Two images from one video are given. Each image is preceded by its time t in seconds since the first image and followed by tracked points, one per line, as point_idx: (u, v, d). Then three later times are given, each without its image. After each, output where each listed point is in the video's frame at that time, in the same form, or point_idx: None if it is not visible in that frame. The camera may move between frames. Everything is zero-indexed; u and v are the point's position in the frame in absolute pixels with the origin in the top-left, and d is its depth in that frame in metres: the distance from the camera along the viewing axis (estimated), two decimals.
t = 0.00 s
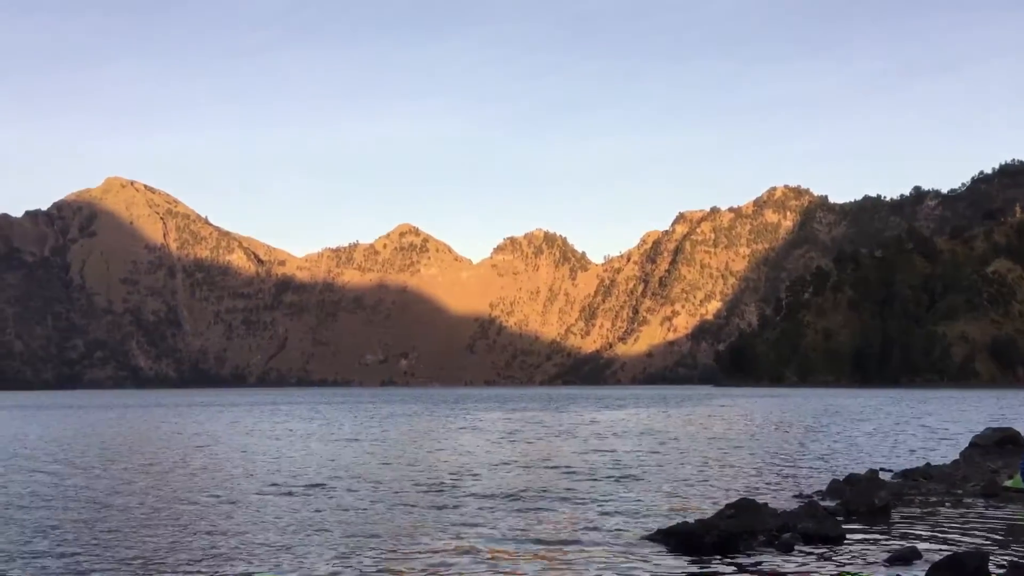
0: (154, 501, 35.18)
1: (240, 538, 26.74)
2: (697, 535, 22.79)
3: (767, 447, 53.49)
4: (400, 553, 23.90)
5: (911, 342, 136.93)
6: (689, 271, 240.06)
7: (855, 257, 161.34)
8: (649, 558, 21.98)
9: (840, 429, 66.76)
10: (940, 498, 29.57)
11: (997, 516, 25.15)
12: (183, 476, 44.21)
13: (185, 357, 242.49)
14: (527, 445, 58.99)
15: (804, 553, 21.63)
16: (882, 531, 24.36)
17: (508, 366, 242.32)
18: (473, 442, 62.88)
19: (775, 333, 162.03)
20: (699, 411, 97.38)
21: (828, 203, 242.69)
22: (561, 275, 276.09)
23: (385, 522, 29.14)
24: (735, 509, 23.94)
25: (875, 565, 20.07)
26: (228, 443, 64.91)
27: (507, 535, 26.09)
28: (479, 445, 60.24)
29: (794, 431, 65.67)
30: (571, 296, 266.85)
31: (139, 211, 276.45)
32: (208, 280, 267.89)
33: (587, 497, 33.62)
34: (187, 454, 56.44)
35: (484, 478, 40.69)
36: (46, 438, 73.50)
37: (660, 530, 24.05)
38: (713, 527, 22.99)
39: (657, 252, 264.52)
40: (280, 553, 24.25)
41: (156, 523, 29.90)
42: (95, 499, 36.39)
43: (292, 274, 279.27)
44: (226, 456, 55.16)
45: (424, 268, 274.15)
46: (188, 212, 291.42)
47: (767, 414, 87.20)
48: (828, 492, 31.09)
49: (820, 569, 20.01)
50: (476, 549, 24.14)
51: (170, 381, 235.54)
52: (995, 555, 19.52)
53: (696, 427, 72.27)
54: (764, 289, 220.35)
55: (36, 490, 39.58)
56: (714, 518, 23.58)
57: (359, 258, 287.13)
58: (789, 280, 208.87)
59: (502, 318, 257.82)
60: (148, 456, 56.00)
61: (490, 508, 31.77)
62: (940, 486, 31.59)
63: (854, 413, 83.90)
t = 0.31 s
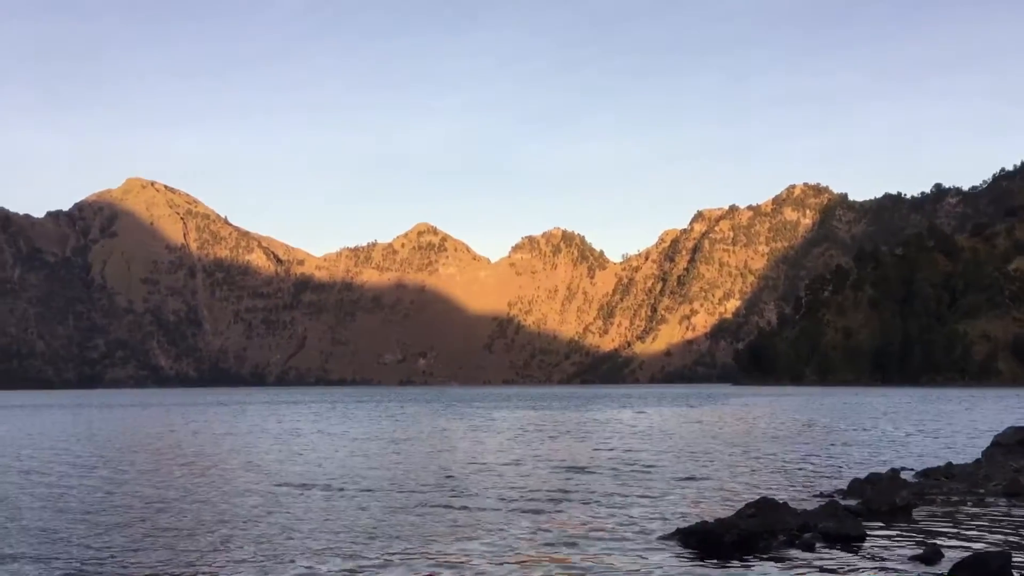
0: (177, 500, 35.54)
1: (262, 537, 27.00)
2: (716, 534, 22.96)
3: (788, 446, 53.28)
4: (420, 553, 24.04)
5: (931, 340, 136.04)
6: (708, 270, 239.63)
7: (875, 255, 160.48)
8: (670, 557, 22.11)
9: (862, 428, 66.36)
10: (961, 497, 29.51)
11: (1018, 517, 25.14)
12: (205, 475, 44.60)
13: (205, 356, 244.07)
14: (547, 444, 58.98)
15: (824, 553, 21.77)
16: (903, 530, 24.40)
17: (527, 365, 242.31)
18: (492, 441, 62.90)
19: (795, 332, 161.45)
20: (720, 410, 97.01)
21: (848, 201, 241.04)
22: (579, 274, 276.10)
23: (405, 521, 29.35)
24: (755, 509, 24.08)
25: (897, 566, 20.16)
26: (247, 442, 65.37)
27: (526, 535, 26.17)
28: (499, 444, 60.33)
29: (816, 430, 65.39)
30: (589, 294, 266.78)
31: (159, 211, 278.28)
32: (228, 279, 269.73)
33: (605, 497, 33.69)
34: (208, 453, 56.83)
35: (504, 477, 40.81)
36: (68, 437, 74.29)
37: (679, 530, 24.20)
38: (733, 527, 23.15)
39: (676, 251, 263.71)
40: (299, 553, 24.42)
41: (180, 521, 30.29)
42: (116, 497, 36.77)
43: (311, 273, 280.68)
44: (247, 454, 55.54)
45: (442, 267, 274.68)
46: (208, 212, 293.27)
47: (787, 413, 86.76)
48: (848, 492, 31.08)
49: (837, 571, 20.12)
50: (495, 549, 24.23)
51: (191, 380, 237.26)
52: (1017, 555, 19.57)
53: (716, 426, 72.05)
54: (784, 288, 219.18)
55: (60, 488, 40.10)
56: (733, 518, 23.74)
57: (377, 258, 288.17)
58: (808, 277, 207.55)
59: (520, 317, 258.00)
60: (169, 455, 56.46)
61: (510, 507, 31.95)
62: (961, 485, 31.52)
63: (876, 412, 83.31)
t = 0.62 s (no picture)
0: (196, 499, 35.77)
1: (280, 535, 27.16)
2: (735, 534, 22.98)
3: (807, 446, 53.08)
4: (437, 552, 24.10)
5: (950, 340, 135.26)
6: (725, 269, 239.17)
7: (894, 253, 159.63)
8: (689, 557, 22.11)
9: (881, 428, 65.99)
10: (982, 498, 29.33)
11: None
12: (223, 474, 44.88)
13: (224, 356, 245.44)
14: (564, 444, 58.97)
15: (844, 553, 21.76)
16: (924, 530, 24.29)
17: (543, 364, 242.34)
18: (508, 441, 62.91)
19: (813, 331, 160.87)
20: (739, 409, 96.72)
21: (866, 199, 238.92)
22: (596, 273, 276.04)
23: (423, 520, 29.43)
24: (774, 509, 24.13)
25: (918, 567, 20.13)
26: (266, 441, 65.71)
27: (543, 535, 26.18)
28: (515, 443, 60.37)
29: (834, 430, 65.08)
30: (606, 293, 266.55)
31: (178, 212, 279.67)
32: (246, 279, 271.10)
33: (622, 497, 33.61)
34: (226, 452, 57.17)
35: (521, 476, 40.87)
36: (90, 435, 74.96)
37: (698, 530, 24.19)
38: (752, 527, 23.15)
39: (693, 250, 262.98)
40: (315, 552, 24.54)
41: (200, 519, 30.54)
42: (134, 495, 37.01)
43: (328, 273, 281.67)
44: (264, 453, 55.81)
45: (459, 267, 275.02)
46: (226, 212, 294.66)
47: (805, 413, 86.34)
48: (867, 492, 30.98)
49: (859, 571, 20.08)
50: (513, 548, 24.28)
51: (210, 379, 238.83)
52: None
53: (734, 426, 71.89)
54: (802, 287, 218.07)
55: (80, 487, 40.46)
56: (753, 518, 23.75)
57: (395, 257, 288.96)
58: (827, 277, 206.56)
59: (537, 317, 258.18)
60: (187, 454, 56.73)
61: (527, 506, 31.97)
62: (982, 486, 31.31)
63: (896, 412, 82.80)
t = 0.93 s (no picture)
0: (215, 497, 35.90)
1: (300, 533, 27.23)
2: (754, 534, 22.86)
3: (827, 446, 52.68)
4: (449, 552, 23.98)
5: (972, 339, 134.10)
6: (744, 268, 238.48)
7: (915, 252, 158.50)
8: (708, 556, 22.01)
9: (901, 427, 65.53)
10: (1004, 499, 29.05)
11: None
12: (242, 472, 45.02)
13: (243, 354, 246.68)
14: (583, 443, 58.83)
15: (865, 554, 21.60)
16: (945, 531, 24.08)
17: (561, 363, 242.34)
18: (527, 440, 62.74)
19: (833, 330, 159.89)
20: (759, 409, 96.30)
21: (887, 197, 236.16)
22: (614, 271, 275.66)
23: (441, 519, 29.40)
24: (794, 509, 23.99)
25: (939, 567, 20.00)
26: (285, 440, 65.94)
27: (558, 535, 26.02)
28: (533, 442, 60.30)
29: (855, 429, 64.64)
30: (624, 292, 266.11)
31: (197, 211, 280.73)
32: (266, 278, 272.19)
33: (641, 497, 33.49)
34: (246, 451, 57.41)
35: (539, 476, 40.81)
36: (111, 434, 75.56)
37: (717, 530, 24.08)
38: (771, 527, 23.04)
39: (711, 249, 262.10)
40: (328, 551, 24.44)
41: (219, 517, 30.69)
42: (151, 494, 37.10)
43: (347, 272, 282.46)
44: (283, 452, 55.88)
45: (477, 265, 275.00)
46: (245, 212, 295.81)
47: (826, 412, 85.78)
48: (888, 492, 30.72)
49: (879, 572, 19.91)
50: (527, 548, 24.13)
51: (229, 377, 240.21)
52: None
53: (752, 425, 71.62)
54: (821, 286, 216.84)
55: (98, 485, 40.61)
56: (772, 518, 23.64)
57: (413, 256, 289.55)
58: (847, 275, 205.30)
59: (555, 316, 258.02)
60: (207, 452, 57.01)
61: (545, 506, 31.92)
62: (1005, 486, 31.01)
63: (917, 412, 82.15)
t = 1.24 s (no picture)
0: (233, 494, 36.03)
1: (318, 530, 27.33)
2: (771, 532, 22.79)
3: (846, 444, 52.30)
4: (464, 550, 23.92)
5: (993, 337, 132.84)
6: (761, 265, 237.70)
7: (934, 249, 157.12)
8: (725, 555, 21.92)
9: (920, 425, 65.26)
10: None
11: None
12: (260, 469, 45.13)
13: (260, 352, 247.93)
14: (600, 441, 58.84)
15: (883, 552, 21.49)
16: (966, 529, 23.89)
17: (578, 361, 242.42)
18: (544, 437, 62.77)
19: (850, 328, 158.24)
20: (776, 406, 96.13)
21: (906, 194, 232.21)
22: (630, 269, 275.21)
23: (457, 517, 29.39)
24: (812, 507, 23.94)
25: (958, 565, 19.93)
26: (303, 437, 66.22)
27: (573, 533, 25.97)
28: (549, 440, 60.16)
29: (874, 427, 64.35)
30: (641, 289, 265.65)
31: (215, 209, 280.95)
32: (283, 276, 273.02)
33: (658, 495, 33.32)
34: (264, 448, 57.67)
35: (555, 474, 40.79)
36: (130, 431, 76.13)
37: (735, 527, 24.00)
38: (789, 524, 22.91)
39: (728, 246, 261.05)
40: (342, 548, 24.42)
41: (236, 514, 30.83)
42: (167, 492, 37.26)
43: (363, 269, 282.95)
44: (300, 450, 56.13)
45: (493, 263, 274.85)
46: (263, 210, 295.80)
47: (844, 410, 85.36)
48: (907, 491, 30.53)
49: (901, 571, 19.73)
50: (542, 547, 24.06)
51: (247, 375, 241.60)
52: None
53: (770, 423, 71.50)
54: (839, 283, 215.67)
55: (115, 482, 40.84)
56: (791, 516, 23.54)
57: (430, 254, 290.08)
58: (865, 273, 204.12)
59: (571, 313, 257.86)
60: (225, 449, 57.37)
61: (561, 503, 31.86)
62: None
63: (936, 410, 81.69)
